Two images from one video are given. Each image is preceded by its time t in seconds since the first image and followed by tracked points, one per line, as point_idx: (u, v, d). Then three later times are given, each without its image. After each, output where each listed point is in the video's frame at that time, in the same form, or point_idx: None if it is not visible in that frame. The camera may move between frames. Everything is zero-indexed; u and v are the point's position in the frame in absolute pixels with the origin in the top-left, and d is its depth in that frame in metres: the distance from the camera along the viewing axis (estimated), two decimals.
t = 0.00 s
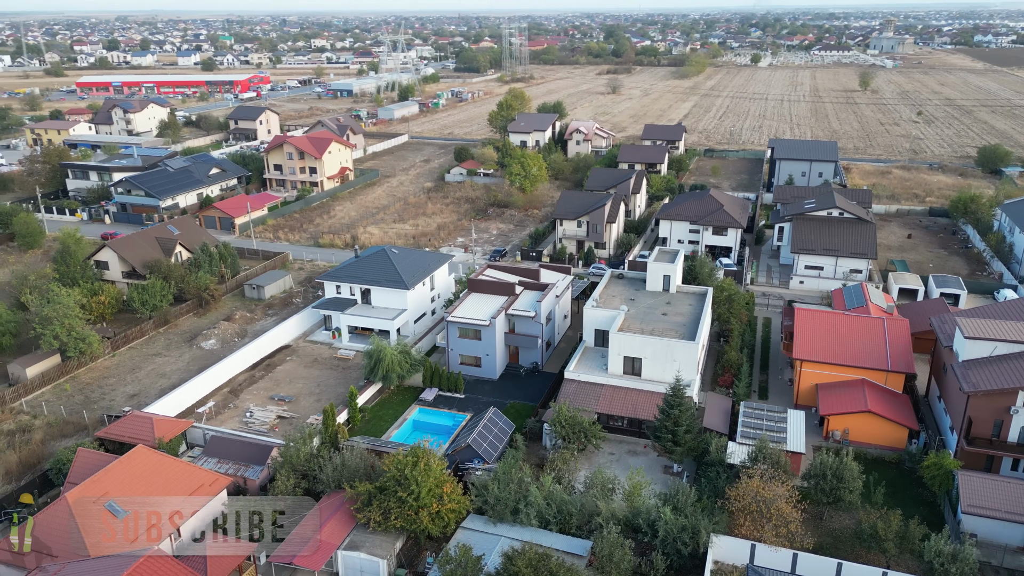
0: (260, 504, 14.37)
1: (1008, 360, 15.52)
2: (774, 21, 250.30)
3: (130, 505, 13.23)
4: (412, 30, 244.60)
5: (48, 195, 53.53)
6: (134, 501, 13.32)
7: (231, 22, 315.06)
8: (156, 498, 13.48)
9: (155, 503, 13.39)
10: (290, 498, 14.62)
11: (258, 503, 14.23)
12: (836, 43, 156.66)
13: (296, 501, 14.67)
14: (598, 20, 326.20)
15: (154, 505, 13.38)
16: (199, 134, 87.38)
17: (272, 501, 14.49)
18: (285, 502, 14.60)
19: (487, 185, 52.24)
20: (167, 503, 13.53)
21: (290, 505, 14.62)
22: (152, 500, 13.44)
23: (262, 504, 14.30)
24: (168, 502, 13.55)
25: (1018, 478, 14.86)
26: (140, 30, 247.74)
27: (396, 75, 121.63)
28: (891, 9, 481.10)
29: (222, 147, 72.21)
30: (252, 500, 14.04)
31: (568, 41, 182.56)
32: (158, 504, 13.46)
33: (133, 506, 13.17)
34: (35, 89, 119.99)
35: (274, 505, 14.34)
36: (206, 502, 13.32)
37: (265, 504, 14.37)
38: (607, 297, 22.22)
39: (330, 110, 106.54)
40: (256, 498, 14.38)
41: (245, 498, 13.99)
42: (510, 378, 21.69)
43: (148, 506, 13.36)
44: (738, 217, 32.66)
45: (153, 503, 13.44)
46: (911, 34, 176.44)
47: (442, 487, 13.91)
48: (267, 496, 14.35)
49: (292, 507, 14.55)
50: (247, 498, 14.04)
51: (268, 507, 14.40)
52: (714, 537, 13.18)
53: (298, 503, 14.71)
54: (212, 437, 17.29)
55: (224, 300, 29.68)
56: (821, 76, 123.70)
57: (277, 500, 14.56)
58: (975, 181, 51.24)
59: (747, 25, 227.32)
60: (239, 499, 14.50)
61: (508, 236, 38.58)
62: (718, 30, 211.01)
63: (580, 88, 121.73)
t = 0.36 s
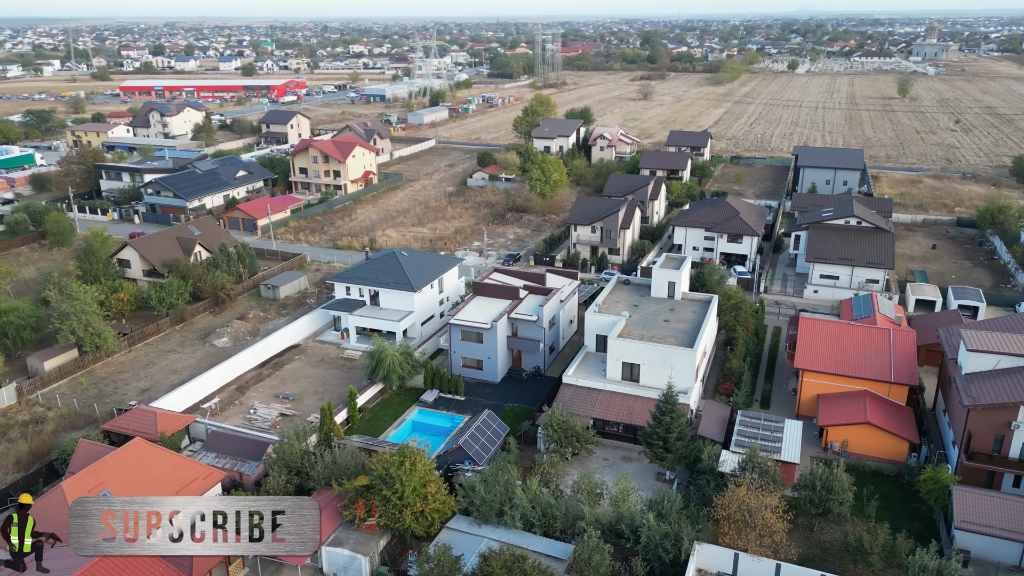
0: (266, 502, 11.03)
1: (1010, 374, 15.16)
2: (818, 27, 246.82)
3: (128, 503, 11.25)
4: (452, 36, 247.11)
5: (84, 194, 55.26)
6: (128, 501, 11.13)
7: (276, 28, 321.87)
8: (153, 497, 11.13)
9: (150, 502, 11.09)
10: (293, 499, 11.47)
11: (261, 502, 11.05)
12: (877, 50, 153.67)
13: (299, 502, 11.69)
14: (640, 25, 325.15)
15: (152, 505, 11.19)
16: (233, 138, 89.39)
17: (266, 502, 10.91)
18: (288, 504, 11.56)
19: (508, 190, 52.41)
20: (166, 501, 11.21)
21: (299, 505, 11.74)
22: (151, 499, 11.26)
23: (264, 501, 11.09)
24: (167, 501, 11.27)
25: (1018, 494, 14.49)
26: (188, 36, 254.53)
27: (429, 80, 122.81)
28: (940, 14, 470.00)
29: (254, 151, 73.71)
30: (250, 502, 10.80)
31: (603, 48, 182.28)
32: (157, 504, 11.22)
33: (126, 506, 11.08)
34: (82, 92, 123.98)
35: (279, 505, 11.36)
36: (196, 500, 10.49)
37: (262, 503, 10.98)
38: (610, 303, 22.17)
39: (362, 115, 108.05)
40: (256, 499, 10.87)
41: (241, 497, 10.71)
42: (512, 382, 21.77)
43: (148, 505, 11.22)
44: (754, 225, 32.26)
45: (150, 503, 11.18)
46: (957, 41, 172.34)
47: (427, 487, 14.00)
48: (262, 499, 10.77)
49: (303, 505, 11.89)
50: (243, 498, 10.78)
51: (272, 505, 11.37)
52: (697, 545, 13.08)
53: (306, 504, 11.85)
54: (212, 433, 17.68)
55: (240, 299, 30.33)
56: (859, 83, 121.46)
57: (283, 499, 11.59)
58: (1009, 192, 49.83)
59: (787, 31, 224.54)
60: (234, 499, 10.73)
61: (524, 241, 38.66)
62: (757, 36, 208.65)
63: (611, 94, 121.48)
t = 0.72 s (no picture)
0: (267, 499, 8.43)
1: (1013, 387, 14.78)
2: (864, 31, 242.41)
3: (128, 503, 8.78)
4: (491, 40, 248.54)
5: (118, 194, 56.92)
6: (127, 502, 8.63)
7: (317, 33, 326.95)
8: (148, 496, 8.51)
9: (144, 503, 8.47)
10: (290, 499, 8.45)
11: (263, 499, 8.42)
12: (920, 56, 150.28)
13: (300, 500, 8.58)
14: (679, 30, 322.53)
15: (149, 503, 8.58)
16: (265, 141, 91.23)
17: (264, 501, 8.27)
18: (285, 503, 8.50)
19: (528, 194, 52.53)
20: (164, 500, 8.58)
21: (304, 504, 8.63)
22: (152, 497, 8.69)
23: (266, 499, 8.43)
24: (166, 498, 8.64)
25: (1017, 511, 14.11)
26: (232, 40, 260.84)
27: (460, 85, 123.76)
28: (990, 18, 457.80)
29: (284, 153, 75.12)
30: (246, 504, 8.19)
31: (638, 53, 181.40)
32: (157, 503, 8.62)
33: (123, 507, 8.56)
34: (125, 96, 127.87)
35: (280, 504, 8.44)
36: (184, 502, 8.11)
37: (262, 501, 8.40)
38: (614, 308, 22.11)
39: (392, 119, 109.35)
40: (254, 497, 8.30)
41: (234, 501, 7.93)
42: (514, 385, 21.83)
43: (147, 503, 8.66)
44: (770, 232, 31.79)
45: (147, 502, 8.58)
46: (1005, 47, 167.78)
47: (413, 486, 14.14)
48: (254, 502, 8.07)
49: (311, 502, 8.76)
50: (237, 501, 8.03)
51: (274, 502, 8.51)
52: (679, 552, 12.99)
53: (313, 501, 8.69)
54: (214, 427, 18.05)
55: (256, 298, 30.97)
56: (899, 89, 118.91)
57: (284, 497, 8.55)
58: None
59: (830, 36, 220.93)
60: (230, 499, 8.33)
61: (539, 245, 38.73)
62: (798, 41, 205.83)
63: (643, 99, 120.96)
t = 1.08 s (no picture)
0: (267, 500, 8.48)
1: (1013, 399, 14.45)
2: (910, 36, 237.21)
3: (127, 503, 8.72)
4: (527, 44, 249.29)
5: (150, 193, 58.55)
6: (128, 502, 8.59)
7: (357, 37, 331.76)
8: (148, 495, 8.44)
9: (146, 503, 8.37)
10: (290, 498, 8.49)
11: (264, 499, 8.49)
12: (965, 60, 146.26)
13: (300, 501, 8.62)
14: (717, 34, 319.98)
15: (149, 503, 8.51)
16: (296, 142, 92.84)
17: (264, 501, 8.31)
18: (285, 503, 8.55)
19: (549, 197, 52.58)
20: (164, 501, 8.50)
21: (304, 503, 8.65)
22: (151, 497, 8.60)
23: (267, 500, 8.50)
24: (166, 498, 8.56)
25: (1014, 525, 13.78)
26: (273, 44, 265.88)
27: (491, 88, 124.30)
28: None
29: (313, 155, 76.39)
30: (246, 502, 8.10)
31: (674, 56, 179.81)
32: (157, 503, 8.54)
33: (123, 506, 8.54)
34: (166, 97, 131.35)
35: (280, 505, 8.50)
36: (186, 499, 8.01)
37: (262, 501, 8.46)
38: (617, 310, 22.05)
39: (422, 121, 110.30)
40: (256, 498, 8.38)
41: (235, 498, 7.96)
42: (515, 386, 21.90)
43: (147, 504, 8.60)
44: (786, 238, 31.33)
45: (147, 502, 8.50)
46: None
47: (399, 482, 14.33)
48: (255, 499, 8.02)
49: (312, 501, 8.80)
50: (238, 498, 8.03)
51: (274, 503, 8.59)
52: (660, 556, 12.94)
53: (313, 501, 8.71)
54: (216, 420, 18.50)
55: (272, 296, 31.57)
56: (940, 94, 115.95)
57: (284, 497, 8.61)
58: None
59: (875, 39, 216.02)
60: (232, 499, 7.98)
61: (555, 247, 38.74)
62: (841, 44, 201.69)
63: (675, 102, 120.00)
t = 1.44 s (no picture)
0: (268, 501, 9.36)
1: (1008, 408, 14.14)
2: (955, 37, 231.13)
3: (127, 504, 9.57)
4: (560, 45, 249.16)
5: (178, 190, 59.89)
6: (128, 504, 9.44)
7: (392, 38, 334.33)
8: (150, 497, 9.41)
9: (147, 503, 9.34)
10: (289, 499, 9.38)
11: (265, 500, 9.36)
12: (1009, 61, 142.22)
13: (300, 501, 9.52)
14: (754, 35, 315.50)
15: (151, 505, 9.50)
16: (323, 141, 94.06)
17: (264, 500, 9.22)
18: (286, 503, 9.44)
19: (566, 198, 52.56)
20: (166, 502, 9.49)
21: (304, 504, 9.56)
22: (152, 499, 9.53)
23: (267, 500, 9.36)
24: (167, 500, 9.56)
25: (1004, 536, 13.51)
26: (309, 45, 269.74)
27: (519, 90, 124.54)
28: None
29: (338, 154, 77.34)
30: (247, 500, 9.07)
31: (707, 57, 177.94)
32: (158, 505, 9.52)
33: (124, 507, 9.37)
34: (202, 97, 134.26)
35: (281, 504, 9.34)
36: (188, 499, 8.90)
37: (263, 502, 9.34)
38: (618, 311, 22.01)
39: (449, 122, 110.94)
40: (256, 498, 9.32)
41: (236, 497, 9.02)
42: (514, 385, 21.98)
43: (146, 505, 9.55)
44: (799, 241, 30.85)
45: (149, 503, 9.49)
46: None
47: (384, 477, 14.50)
48: (254, 499, 9.00)
49: (310, 502, 9.69)
50: (239, 497, 9.06)
51: (275, 503, 9.44)
52: (638, 556, 12.92)
53: (312, 502, 9.63)
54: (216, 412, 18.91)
55: (285, 292, 32.10)
56: (979, 96, 112.99)
57: (284, 498, 9.46)
58: None
59: (917, 40, 211.00)
60: (232, 499, 9.02)
61: (568, 248, 38.71)
62: (881, 45, 197.22)
63: (704, 104, 118.88)
